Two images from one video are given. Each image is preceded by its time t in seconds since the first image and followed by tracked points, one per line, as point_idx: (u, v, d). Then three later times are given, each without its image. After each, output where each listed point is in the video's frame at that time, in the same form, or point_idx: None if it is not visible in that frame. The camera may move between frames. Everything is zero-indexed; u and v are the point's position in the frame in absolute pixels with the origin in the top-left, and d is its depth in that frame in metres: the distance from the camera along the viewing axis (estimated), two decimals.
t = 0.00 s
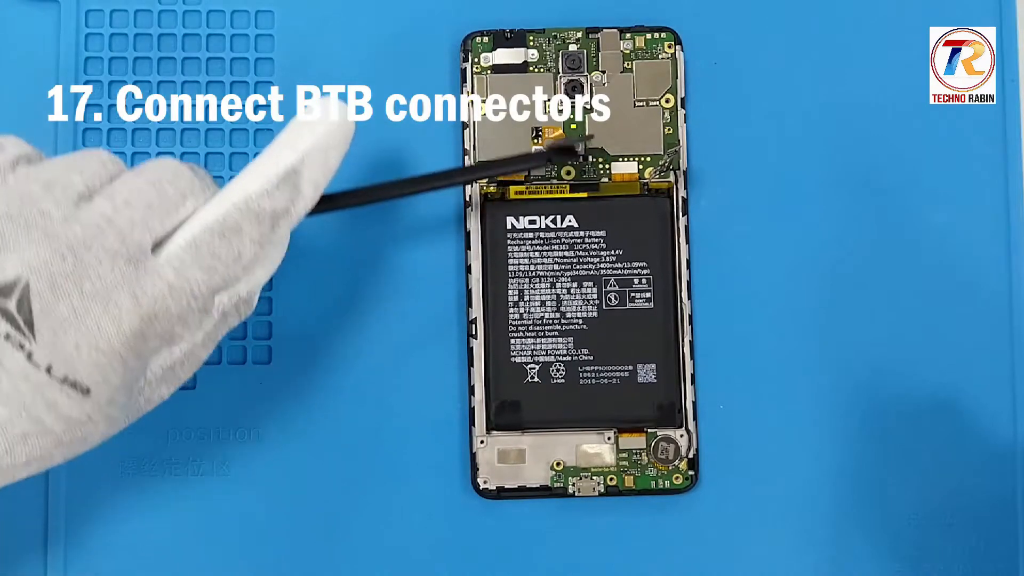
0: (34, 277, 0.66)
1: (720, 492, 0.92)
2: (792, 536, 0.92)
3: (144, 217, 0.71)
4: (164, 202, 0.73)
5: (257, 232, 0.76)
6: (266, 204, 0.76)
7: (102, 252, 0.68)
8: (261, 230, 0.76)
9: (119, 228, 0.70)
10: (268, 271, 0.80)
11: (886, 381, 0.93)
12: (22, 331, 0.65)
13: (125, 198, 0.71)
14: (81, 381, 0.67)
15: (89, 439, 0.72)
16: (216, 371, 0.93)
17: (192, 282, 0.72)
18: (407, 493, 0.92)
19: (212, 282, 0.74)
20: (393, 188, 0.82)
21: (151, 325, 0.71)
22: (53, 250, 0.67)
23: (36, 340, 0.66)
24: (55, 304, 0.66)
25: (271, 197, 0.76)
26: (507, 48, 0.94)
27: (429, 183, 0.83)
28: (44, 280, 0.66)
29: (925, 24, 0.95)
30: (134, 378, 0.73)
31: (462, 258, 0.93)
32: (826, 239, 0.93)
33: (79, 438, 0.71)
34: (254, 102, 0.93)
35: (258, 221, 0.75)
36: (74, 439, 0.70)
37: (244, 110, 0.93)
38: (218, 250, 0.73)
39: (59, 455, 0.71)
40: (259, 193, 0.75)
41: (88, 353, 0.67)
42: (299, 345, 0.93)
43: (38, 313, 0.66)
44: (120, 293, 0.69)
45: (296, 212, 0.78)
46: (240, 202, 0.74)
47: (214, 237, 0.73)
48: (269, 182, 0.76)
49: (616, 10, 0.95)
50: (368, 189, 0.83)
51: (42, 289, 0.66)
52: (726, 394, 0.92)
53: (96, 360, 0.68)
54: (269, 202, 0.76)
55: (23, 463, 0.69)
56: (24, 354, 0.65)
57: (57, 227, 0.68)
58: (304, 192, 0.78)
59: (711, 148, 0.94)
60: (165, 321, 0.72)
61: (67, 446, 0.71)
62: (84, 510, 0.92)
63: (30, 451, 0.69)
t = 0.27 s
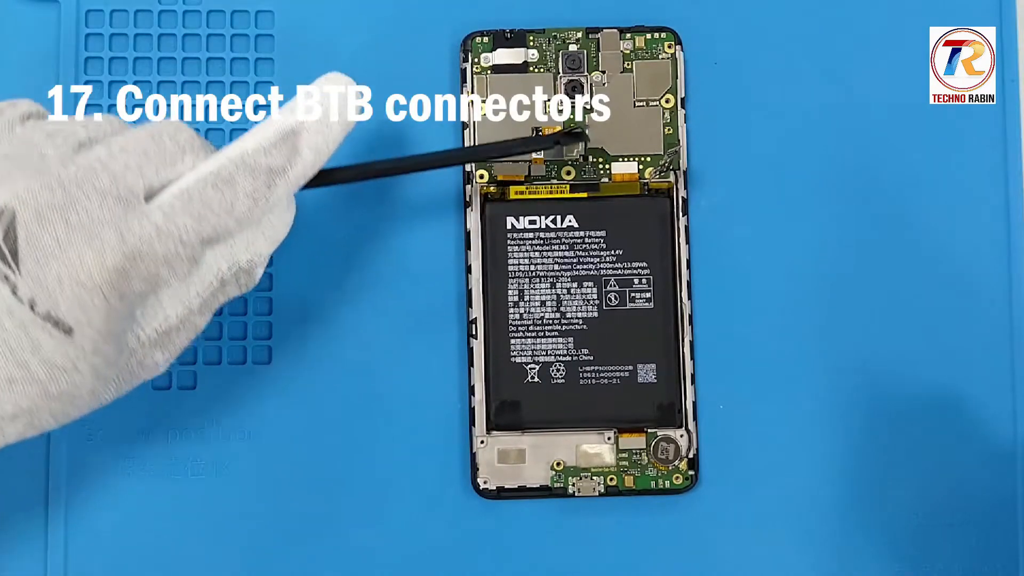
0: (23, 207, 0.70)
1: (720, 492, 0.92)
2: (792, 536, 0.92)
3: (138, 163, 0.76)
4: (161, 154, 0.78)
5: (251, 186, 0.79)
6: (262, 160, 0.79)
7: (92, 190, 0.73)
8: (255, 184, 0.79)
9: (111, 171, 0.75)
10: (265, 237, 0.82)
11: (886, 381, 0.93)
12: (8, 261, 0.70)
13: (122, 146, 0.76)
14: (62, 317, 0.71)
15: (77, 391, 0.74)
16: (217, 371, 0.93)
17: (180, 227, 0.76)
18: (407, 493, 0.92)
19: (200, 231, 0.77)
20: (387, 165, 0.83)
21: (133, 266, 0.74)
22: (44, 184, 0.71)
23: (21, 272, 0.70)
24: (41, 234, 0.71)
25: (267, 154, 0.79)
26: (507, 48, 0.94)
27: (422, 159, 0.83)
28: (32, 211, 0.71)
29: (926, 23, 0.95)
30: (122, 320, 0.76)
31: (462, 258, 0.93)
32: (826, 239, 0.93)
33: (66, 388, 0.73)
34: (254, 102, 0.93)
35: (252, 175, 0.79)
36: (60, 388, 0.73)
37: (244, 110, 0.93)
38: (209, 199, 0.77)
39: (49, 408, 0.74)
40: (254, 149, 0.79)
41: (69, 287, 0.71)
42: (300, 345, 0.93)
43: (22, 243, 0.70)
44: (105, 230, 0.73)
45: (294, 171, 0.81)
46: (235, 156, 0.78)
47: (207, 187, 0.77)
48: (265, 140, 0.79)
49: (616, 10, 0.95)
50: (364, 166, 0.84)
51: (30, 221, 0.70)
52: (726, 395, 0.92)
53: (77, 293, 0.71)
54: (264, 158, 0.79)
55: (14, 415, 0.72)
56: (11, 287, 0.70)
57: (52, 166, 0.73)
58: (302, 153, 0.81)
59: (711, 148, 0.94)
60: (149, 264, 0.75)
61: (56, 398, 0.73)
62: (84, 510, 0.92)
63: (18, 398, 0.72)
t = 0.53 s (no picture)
0: (12, 173, 0.71)
1: (720, 492, 0.92)
2: (792, 536, 0.92)
3: (131, 137, 0.76)
4: (155, 129, 0.78)
5: (243, 164, 0.78)
6: (254, 138, 0.78)
7: (82, 159, 0.73)
8: (246, 162, 0.78)
9: (103, 143, 0.75)
10: (260, 221, 0.84)
11: (886, 381, 0.93)
12: None
13: (116, 120, 0.77)
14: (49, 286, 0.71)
15: (65, 366, 0.74)
16: (218, 372, 0.94)
17: (168, 199, 0.75)
18: (407, 493, 0.92)
19: (188, 204, 0.76)
20: (379, 155, 0.84)
21: (118, 234, 0.72)
22: (35, 152, 0.72)
23: (8, 238, 0.70)
24: (28, 199, 0.71)
25: (260, 133, 0.78)
26: (507, 48, 0.93)
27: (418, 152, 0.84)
28: (20, 176, 0.71)
29: (925, 24, 0.95)
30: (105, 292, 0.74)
31: (462, 258, 0.93)
32: (825, 239, 0.93)
33: (54, 360, 0.73)
34: (254, 101, 0.93)
35: (243, 154, 0.78)
36: (49, 361, 0.73)
37: (244, 110, 0.93)
38: (198, 174, 0.76)
39: (37, 381, 0.74)
40: (248, 128, 0.78)
41: (55, 254, 0.71)
42: (300, 345, 0.93)
43: (10, 208, 0.70)
44: (91, 198, 0.72)
45: (287, 152, 0.79)
46: (228, 133, 0.77)
47: (198, 163, 0.76)
48: (258, 119, 0.79)
49: (616, 10, 0.95)
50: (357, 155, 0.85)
51: (18, 187, 0.70)
52: (726, 395, 0.92)
53: (61, 258, 0.71)
54: (257, 137, 0.78)
55: (3, 386, 0.73)
56: None
57: (46, 136, 0.74)
58: (295, 135, 0.80)
59: (711, 148, 0.94)
60: (135, 234, 0.73)
61: (44, 371, 0.73)
62: (86, 509, 0.93)
63: (7, 368, 0.72)
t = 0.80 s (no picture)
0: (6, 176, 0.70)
1: (720, 492, 0.92)
2: (793, 535, 0.92)
3: (126, 141, 0.76)
4: (151, 133, 0.78)
5: (237, 168, 0.78)
6: (249, 142, 0.78)
7: (76, 162, 0.73)
8: (241, 166, 0.78)
9: (97, 146, 0.74)
10: (257, 223, 0.84)
11: (886, 381, 0.93)
12: None
13: (111, 123, 0.77)
14: (43, 289, 0.71)
15: (61, 365, 0.74)
16: (218, 372, 0.94)
17: (162, 204, 0.75)
18: (408, 493, 0.92)
19: (182, 208, 0.76)
20: (373, 157, 0.83)
21: (111, 238, 0.72)
22: (29, 155, 0.72)
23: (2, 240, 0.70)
24: (22, 203, 0.70)
25: (255, 137, 0.78)
26: (507, 48, 0.93)
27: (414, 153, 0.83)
28: (14, 180, 0.71)
29: (925, 24, 0.95)
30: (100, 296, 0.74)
31: (462, 258, 0.93)
32: (825, 239, 0.94)
33: (49, 360, 0.74)
34: (254, 101, 0.93)
35: (238, 158, 0.78)
36: (44, 361, 0.73)
37: (244, 110, 0.93)
38: (192, 178, 0.76)
39: (33, 381, 0.74)
40: (242, 132, 0.78)
41: (49, 257, 0.71)
42: (300, 345, 0.93)
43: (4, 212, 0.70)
44: (85, 202, 0.72)
45: (281, 156, 0.79)
46: (222, 137, 0.77)
47: (192, 166, 0.76)
48: (254, 124, 0.78)
49: (617, 10, 0.95)
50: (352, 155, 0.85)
51: (11, 190, 0.70)
52: (726, 394, 0.92)
53: (55, 263, 0.71)
54: (252, 141, 0.78)
55: None
56: None
57: (40, 138, 0.73)
58: (291, 138, 0.80)
59: (711, 148, 0.94)
60: (128, 238, 0.73)
61: (40, 371, 0.74)
62: (85, 509, 0.93)
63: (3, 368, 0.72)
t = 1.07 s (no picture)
0: (12, 184, 0.71)
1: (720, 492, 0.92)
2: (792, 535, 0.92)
3: (130, 145, 0.76)
4: (155, 137, 0.78)
5: (242, 172, 0.77)
6: (254, 146, 0.78)
7: (81, 169, 0.73)
8: (245, 170, 0.78)
9: (102, 151, 0.74)
10: (262, 224, 0.84)
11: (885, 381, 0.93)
12: None
13: (115, 127, 0.77)
14: (51, 296, 0.72)
15: (69, 368, 0.75)
16: (217, 372, 0.94)
17: (167, 209, 0.75)
18: (407, 493, 0.92)
19: (188, 214, 0.76)
20: (371, 161, 0.85)
21: (117, 245, 0.73)
22: (34, 163, 0.72)
23: (10, 248, 0.71)
24: (28, 211, 0.71)
25: (259, 141, 0.78)
26: (507, 48, 0.93)
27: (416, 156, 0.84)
28: (21, 187, 0.71)
29: (925, 24, 0.95)
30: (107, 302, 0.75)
31: (462, 259, 0.94)
32: (825, 239, 0.94)
33: (57, 363, 0.75)
34: (254, 101, 0.93)
35: (242, 162, 0.77)
36: (52, 364, 0.74)
37: (244, 110, 0.93)
38: (197, 183, 0.76)
39: (43, 383, 0.75)
40: (246, 135, 0.78)
41: (56, 264, 0.71)
42: (300, 345, 0.93)
43: (11, 220, 0.71)
44: (91, 209, 0.72)
45: (286, 159, 0.79)
46: (226, 141, 0.77)
47: (197, 171, 0.76)
48: (257, 127, 0.78)
49: (617, 10, 0.95)
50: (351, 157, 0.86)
51: (18, 198, 0.71)
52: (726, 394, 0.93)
53: (62, 270, 0.71)
54: (255, 145, 0.78)
55: (9, 388, 0.74)
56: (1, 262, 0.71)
57: (46, 145, 0.74)
58: (294, 142, 0.80)
59: (711, 148, 0.94)
60: (134, 244, 0.73)
61: (49, 375, 0.75)
62: (85, 509, 0.93)
63: (13, 371, 0.74)
